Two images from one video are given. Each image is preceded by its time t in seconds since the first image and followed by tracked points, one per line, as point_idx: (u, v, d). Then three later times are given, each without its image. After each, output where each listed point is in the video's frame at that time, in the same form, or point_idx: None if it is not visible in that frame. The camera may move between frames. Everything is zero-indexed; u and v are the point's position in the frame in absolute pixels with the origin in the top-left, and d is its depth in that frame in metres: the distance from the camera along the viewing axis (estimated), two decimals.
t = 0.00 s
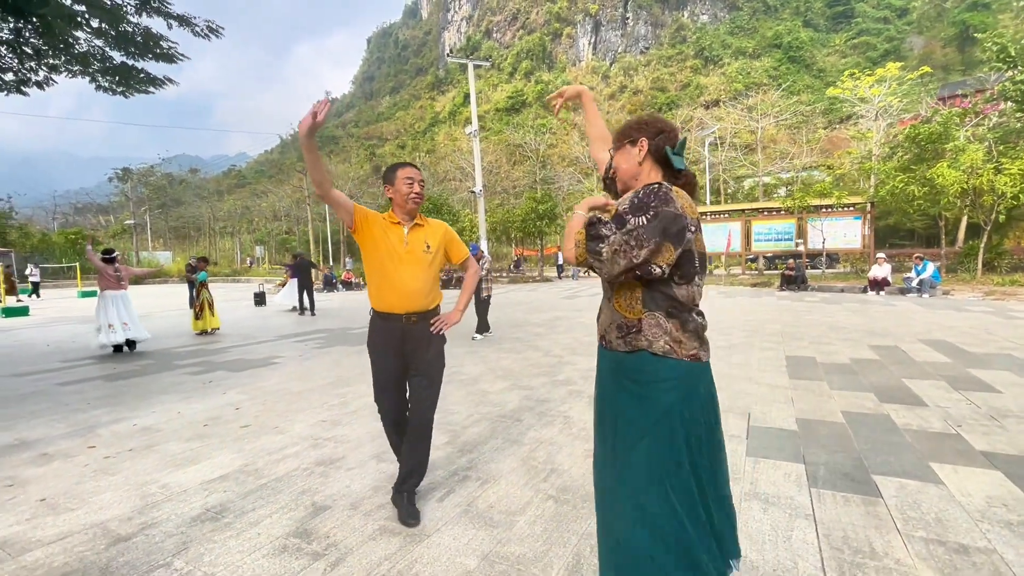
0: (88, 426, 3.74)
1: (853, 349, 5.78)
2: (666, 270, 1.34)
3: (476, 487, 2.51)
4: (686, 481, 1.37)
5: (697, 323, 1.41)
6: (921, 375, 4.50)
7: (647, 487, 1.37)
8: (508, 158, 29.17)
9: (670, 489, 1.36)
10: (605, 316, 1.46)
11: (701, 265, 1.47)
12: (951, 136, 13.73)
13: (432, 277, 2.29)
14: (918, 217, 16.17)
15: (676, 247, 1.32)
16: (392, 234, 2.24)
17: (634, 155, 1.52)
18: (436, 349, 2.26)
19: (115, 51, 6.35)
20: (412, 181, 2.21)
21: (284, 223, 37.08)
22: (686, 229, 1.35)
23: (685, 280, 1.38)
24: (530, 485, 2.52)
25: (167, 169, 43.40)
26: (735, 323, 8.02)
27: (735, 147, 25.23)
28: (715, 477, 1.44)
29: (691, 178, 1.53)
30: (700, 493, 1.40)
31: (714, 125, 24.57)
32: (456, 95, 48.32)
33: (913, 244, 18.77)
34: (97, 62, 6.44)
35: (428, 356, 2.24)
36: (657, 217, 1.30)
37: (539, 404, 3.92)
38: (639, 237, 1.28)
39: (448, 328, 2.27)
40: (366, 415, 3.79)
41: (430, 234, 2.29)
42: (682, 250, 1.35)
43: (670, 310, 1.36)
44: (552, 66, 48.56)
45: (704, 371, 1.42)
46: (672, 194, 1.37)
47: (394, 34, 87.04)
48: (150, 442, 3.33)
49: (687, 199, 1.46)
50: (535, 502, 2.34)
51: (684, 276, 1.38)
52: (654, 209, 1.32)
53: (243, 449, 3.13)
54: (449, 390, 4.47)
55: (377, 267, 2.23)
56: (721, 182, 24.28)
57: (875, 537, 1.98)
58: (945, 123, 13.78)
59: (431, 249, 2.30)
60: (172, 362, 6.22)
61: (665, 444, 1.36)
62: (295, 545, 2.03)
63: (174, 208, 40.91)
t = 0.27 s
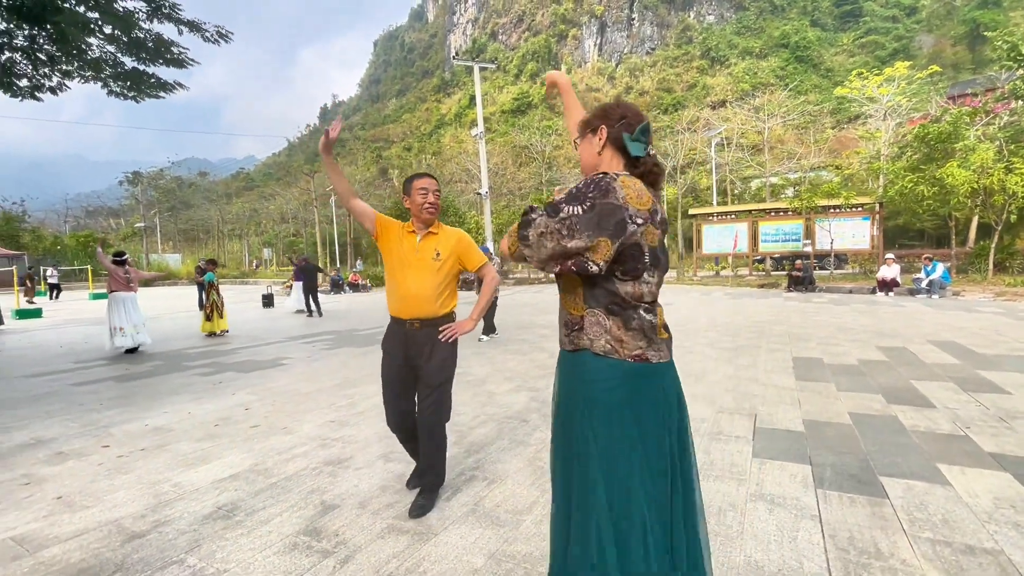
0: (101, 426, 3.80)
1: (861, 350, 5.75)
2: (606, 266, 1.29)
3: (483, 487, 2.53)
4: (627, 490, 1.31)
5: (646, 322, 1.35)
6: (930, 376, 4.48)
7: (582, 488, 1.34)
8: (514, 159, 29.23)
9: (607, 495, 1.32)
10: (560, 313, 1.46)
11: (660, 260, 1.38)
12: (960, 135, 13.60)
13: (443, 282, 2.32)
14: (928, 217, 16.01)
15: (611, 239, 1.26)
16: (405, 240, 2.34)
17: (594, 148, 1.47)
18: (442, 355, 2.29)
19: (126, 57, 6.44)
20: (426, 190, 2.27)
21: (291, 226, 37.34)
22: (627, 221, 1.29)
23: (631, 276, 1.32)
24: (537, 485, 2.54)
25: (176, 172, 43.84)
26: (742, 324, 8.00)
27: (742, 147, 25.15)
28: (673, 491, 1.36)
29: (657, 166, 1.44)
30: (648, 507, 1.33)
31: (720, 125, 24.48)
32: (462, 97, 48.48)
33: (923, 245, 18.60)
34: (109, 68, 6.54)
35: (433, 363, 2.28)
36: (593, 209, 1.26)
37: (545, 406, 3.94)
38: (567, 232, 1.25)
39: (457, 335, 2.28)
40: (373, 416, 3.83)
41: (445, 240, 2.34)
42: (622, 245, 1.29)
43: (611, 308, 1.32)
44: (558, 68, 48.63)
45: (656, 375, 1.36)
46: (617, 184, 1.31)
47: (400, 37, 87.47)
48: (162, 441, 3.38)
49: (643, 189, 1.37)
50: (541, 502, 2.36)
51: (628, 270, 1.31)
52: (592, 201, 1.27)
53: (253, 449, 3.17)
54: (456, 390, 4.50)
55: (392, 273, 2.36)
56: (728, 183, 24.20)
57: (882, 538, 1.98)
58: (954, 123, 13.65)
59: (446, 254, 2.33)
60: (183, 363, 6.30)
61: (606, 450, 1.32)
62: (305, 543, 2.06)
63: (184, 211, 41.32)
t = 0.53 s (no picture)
0: (113, 426, 3.86)
1: (869, 352, 5.71)
2: (505, 288, 1.26)
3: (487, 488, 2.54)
4: (528, 522, 1.25)
5: (553, 344, 1.27)
6: (939, 379, 4.43)
7: (493, 509, 1.34)
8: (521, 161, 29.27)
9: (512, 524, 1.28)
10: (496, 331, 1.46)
11: (575, 278, 1.26)
12: (972, 135, 13.42)
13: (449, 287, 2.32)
14: (939, 218, 15.84)
15: (502, 258, 1.22)
16: (418, 246, 2.41)
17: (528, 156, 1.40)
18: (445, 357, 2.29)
19: (138, 62, 6.54)
20: (435, 198, 2.26)
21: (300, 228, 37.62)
22: (522, 237, 1.23)
23: (536, 297, 1.26)
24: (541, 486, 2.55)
25: (186, 175, 44.31)
26: (749, 325, 7.96)
27: (750, 148, 25.01)
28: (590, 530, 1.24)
29: (580, 172, 1.32)
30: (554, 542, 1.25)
31: (728, 126, 24.35)
32: (469, 99, 48.63)
33: (935, 245, 18.39)
34: (121, 73, 6.63)
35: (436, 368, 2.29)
36: (494, 230, 1.24)
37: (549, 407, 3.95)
38: (460, 252, 1.26)
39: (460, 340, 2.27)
40: (379, 417, 3.85)
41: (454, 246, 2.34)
42: (519, 266, 1.23)
43: (519, 329, 1.29)
44: (565, 69, 48.67)
45: (564, 397, 1.28)
46: (522, 202, 1.25)
47: (407, 39, 87.89)
48: (172, 441, 3.43)
49: (557, 201, 1.27)
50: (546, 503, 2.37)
51: (529, 289, 1.25)
52: (489, 218, 1.25)
53: (261, 449, 3.21)
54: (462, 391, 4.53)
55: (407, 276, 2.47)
56: (736, 184, 24.09)
57: (887, 541, 1.97)
58: (966, 122, 13.48)
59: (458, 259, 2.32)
60: (193, 364, 6.38)
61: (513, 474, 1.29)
62: (311, 543, 2.08)
63: (193, 213, 41.78)
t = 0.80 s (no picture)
0: (124, 425, 3.93)
1: (879, 354, 5.66)
2: (407, 296, 1.36)
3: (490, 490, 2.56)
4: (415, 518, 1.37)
5: (447, 356, 1.36)
6: (949, 382, 4.39)
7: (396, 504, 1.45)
8: (528, 162, 29.27)
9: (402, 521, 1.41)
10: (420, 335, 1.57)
11: (469, 289, 1.33)
12: (986, 134, 13.23)
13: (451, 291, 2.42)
14: (952, 218, 15.62)
15: (400, 267, 1.33)
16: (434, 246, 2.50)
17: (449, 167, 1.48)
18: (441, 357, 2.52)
19: (150, 66, 6.63)
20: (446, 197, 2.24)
21: (309, 229, 37.89)
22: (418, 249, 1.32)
23: (433, 306, 1.34)
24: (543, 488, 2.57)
25: (197, 177, 44.83)
26: (756, 328, 7.92)
27: (759, 148, 24.82)
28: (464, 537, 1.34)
29: (486, 184, 1.37)
30: (430, 548, 1.36)
31: (737, 126, 24.19)
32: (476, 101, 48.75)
33: (949, 246, 18.15)
34: (133, 77, 6.74)
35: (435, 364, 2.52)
36: (398, 241, 1.33)
37: (553, 409, 3.96)
38: (364, 256, 1.35)
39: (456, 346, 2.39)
40: (385, 418, 3.89)
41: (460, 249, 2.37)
42: (416, 275, 1.32)
43: (418, 336, 1.38)
44: (573, 70, 48.61)
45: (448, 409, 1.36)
46: (423, 214, 1.34)
47: (415, 41, 88.28)
48: (182, 441, 3.49)
49: (458, 213, 1.34)
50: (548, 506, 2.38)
51: (427, 297, 1.34)
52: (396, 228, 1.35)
53: (268, 450, 3.26)
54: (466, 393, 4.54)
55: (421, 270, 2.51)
56: (745, 184, 23.92)
57: (890, 547, 1.96)
58: (980, 121, 13.29)
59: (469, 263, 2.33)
60: (202, 364, 6.46)
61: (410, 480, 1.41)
62: (315, 543, 2.11)
63: (204, 214, 42.25)
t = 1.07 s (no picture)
0: (136, 422, 4.00)
1: (889, 356, 5.60)
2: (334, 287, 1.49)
3: (494, 488, 2.58)
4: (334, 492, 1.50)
5: (359, 345, 1.44)
6: (959, 385, 4.34)
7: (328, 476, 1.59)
8: (536, 162, 29.26)
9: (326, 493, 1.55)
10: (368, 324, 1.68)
11: (378, 281, 1.40)
12: (1001, 133, 13.01)
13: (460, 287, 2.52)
14: (967, 218, 15.37)
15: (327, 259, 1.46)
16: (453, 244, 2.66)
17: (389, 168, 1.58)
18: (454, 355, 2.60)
19: (162, 69, 6.73)
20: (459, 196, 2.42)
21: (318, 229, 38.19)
22: (340, 241, 1.43)
23: (351, 296, 1.44)
24: (548, 488, 2.58)
25: (209, 177, 45.34)
26: (765, 329, 7.86)
27: (770, 147, 24.59)
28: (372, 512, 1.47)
29: (402, 179, 1.41)
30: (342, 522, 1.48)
31: (747, 125, 24.00)
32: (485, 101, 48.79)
33: (963, 247, 17.86)
34: (146, 80, 6.84)
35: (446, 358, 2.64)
36: (328, 237, 1.48)
37: (558, 409, 3.97)
38: (305, 251, 1.54)
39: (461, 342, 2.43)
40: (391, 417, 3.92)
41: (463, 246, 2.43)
42: (337, 266, 1.44)
43: (344, 324, 1.49)
44: (581, 69, 48.48)
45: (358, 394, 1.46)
46: (348, 211, 1.46)
47: (424, 42, 88.54)
48: (193, 438, 3.55)
49: (375, 210, 1.42)
50: (552, 505, 2.39)
51: (347, 288, 1.45)
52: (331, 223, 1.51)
53: (276, 447, 3.30)
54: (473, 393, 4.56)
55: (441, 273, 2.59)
56: (755, 184, 23.70)
57: (896, 549, 1.95)
58: (995, 119, 13.07)
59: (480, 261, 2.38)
60: (212, 363, 6.55)
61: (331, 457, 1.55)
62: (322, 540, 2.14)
63: (215, 214, 42.73)
